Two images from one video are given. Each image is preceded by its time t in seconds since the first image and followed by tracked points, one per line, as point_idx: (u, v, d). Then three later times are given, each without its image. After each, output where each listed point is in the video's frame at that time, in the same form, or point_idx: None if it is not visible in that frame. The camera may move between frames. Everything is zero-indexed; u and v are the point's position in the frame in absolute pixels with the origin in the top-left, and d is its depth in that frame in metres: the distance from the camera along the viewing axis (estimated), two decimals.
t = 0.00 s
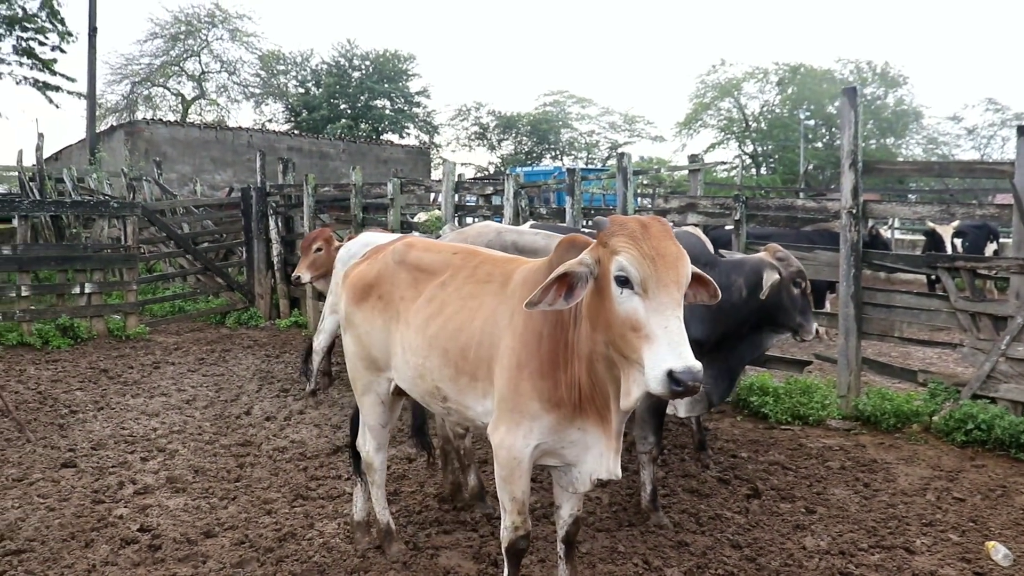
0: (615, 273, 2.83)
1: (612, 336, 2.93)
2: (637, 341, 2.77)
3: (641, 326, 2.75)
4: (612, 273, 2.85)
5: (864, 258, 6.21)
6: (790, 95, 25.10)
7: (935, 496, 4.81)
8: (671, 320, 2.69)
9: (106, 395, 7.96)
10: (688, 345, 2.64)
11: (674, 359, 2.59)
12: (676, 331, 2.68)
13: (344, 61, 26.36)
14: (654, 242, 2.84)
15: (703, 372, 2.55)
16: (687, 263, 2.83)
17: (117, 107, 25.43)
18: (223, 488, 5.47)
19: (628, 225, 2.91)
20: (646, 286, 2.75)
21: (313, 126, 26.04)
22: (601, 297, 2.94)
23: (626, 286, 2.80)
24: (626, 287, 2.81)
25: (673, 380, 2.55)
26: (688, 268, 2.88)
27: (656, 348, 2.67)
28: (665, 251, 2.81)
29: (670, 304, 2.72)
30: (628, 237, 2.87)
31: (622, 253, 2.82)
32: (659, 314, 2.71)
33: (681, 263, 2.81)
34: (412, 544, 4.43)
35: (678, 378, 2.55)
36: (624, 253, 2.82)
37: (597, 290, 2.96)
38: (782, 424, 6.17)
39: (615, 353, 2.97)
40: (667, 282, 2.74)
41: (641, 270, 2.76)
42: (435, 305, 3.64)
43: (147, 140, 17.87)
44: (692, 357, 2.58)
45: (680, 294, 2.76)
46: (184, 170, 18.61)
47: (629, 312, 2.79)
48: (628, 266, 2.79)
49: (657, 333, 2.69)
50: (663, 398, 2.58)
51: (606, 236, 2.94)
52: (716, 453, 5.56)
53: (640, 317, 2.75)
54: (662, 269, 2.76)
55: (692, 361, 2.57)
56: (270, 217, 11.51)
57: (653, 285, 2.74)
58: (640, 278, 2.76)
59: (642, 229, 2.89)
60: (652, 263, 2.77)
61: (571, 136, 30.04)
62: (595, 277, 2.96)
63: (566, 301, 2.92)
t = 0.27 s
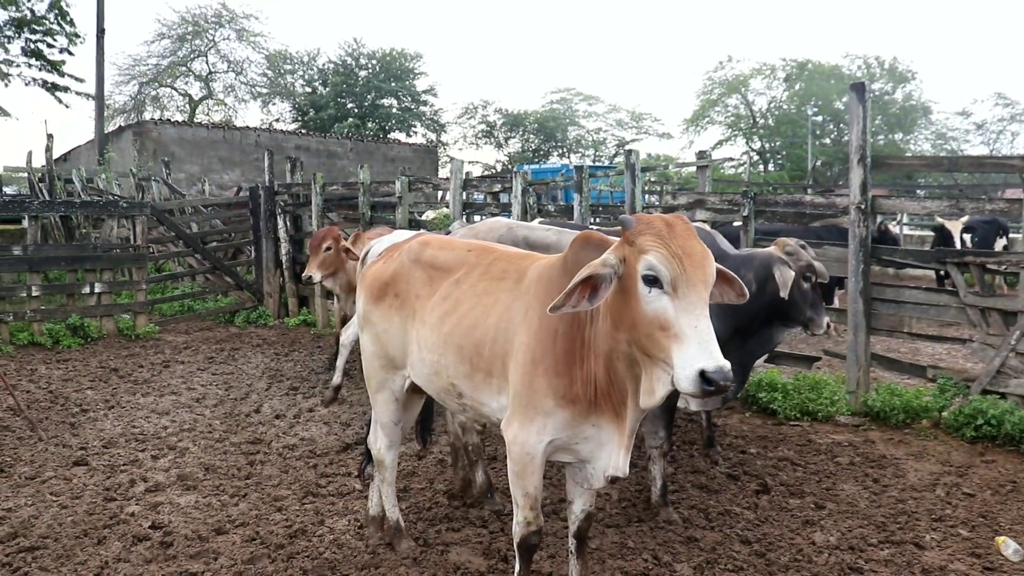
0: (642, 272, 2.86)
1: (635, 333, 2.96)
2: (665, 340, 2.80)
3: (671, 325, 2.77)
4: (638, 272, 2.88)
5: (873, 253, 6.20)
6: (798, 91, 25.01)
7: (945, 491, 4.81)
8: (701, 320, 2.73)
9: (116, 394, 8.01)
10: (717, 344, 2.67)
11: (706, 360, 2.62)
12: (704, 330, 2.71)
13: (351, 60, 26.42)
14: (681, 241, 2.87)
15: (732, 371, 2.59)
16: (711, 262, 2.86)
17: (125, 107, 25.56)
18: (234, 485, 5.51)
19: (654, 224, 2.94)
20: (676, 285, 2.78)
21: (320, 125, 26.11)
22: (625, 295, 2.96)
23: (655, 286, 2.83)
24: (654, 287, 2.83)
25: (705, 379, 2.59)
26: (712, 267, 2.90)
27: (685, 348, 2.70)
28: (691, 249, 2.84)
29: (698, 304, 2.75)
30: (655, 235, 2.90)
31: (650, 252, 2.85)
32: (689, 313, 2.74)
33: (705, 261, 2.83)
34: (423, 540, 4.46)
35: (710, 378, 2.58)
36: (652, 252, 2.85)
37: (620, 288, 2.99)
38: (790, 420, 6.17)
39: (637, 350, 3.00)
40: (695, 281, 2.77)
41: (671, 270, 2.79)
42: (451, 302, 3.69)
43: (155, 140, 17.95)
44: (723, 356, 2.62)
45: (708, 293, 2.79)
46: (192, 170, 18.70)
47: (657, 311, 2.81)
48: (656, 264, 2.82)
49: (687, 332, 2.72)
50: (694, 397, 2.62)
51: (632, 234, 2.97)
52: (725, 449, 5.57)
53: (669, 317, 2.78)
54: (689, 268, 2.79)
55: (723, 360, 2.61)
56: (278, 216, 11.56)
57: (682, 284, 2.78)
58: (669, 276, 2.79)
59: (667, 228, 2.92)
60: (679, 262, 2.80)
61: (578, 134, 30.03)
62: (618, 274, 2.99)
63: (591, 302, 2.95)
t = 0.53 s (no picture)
0: (654, 273, 2.85)
1: (643, 333, 2.96)
2: (677, 341, 2.80)
3: (682, 325, 2.77)
4: (649, 273, 2.87)
5: (871, 253, 6.21)
6: (797, 91, 25.03)
7: (942, 490, 4.82)
8: (714, 321, 2.73)
9: (115, 392, 8.01)
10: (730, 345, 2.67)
11: (720, 360, 2.62)
12: (718, 331, 2.71)
13: (350, 59, 26.40)
14: (690, 242, 2.87)
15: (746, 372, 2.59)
16: (720, 263, 2.87)
17: (124, 105, 25.55)
18: (232, 483, 5.51)
19: (664, 225, 2.94)
20: (689, 286, 2.78)
21: (320, 123, 26.10)
22: (634, 296, 2.96)
23: (666, 286, 2.83)
24: (665, 288, 2.83)
25: (720, 379, 2.59)
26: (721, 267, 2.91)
27: (698, 348, 2.71)
28: (699, 250, 2.84)
29: (710, 304, 2.76)
30: (665, 236, 2.90)
31: (663, 253, 2.85)
32: (702, 314, 2.75)
33: (715, 262, 2.84)
34: (421, 538, 4.46)
35: (724, 378, 2.59)
36: (664, 252, 2.85)
37: (630, 288, 2.98)
38: (788, 419, 6.18)
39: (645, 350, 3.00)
40: (707, 282, 2.78)
41: (683, 271, 2.79)
42: (451, 300, 3.69)
43: (154, 138, 17.94)
44: (736, 356, 2.63)
45: (718, 293, 2.80)
46: (191, 168, 18.69)
47: (669, 312, 2.81)
48: (667, 265, 2.82)
49: (700, 333, 2.72)
50: (708, 397, 2.62)
51: (642, 235, 2.96)
52: (723, 447, 5.58)
53: (681, 317, 2.78)
54: (700, 268, 2.79)
55: (736, 360, 2.62)
56: (277, 214, 11.56)
57: (694, 285, 2.78)
58: (681, 277, 2.79)
59: (676, 229, 2.92)
60: (691, 263, 2.80)
61: (577, 133, 30.03)
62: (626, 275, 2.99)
63: (610, 305, 2.89)
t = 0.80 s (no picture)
0: (649, 271, 2.85)
1: (639, 331, 2.96)
2: (672, 339, 2.80)
3: (679, 323, 2.77)
4: (644, 271, 2.87)
5: (865, 253, 6.23)
6: (792, 92, 25.08)
7: (935, 489, 4.83)
8: (710, 318, 2.73)
9: (108, 390, 7.98)
10: (725, 342, 2.67)
11: (717, 356, 2.62)
12: (714, 329, 2.71)
13: (346, 57, 26.36)
14: (685, 240, 2.87)
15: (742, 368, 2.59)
16: (716, 261, 2.87)
17: (118, 102, 25.47)
18: (226, 482, 5.50)
19: (659, 224, 2.93)
20: (684, 284, 2.78)
21: (315, 122, 26.05)
22: (629, 295, 2.96)
23: (662, 284, 2.82)
24: (662, 286, 2.82)
25: (717, 376, 2.59)
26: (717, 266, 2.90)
27: (694, 345, 2.71)
28: (695, 248, 2.84)
29: (705, 302, 2.75)
30: (661, 235, 2.90)
31: (657, 251, 2.85)
32: (698, 311, 2.74)
33: (710, 261, 2.83)
34: (416, 536, 4.46)
35: (722, 375, 2.59)
36: (658, 251, 2.85)
37: (625, 287, 2.99)
38: (782, 419, 6.19)
39: (640, 348, 3.00)
40: (702, 279, 2.78)
41: (680, 269, 2.78)
42: (446, 298, 3.70)
43: (149, 136, 17.89)
44: (733, 354, 2.63)
45: (714, 291, 2.79)
46: (185, 166, 18.64)
47: (665, 309, 2.81)
48: (663, 263, 2.81)
49: (696, 330, 2.72)
50: (706, 394, 2.62)
51: (637, 233, 2.96)
52: (716, 447, 5.59)
53: (678, 315, 2.77)
54: (695, 267, 2.79)
55: (734, 357, 2.62)
56: (273, 212, 11.54)
57: (690, 283, 2.78)
58: (675, 276, 2.79)
59: (671, 228, 2.92)
60: (686, 261, 2.80)
61: (572, 132, 30.04)
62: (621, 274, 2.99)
63: (600, 302, 2.91)
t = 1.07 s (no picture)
0: (639, 272, 2.86)
1: (629, 331, 2.96)
2: (662, 339, 2.80)
3: (668, 323, 2.78)
4: (635, 272, 2.88)
5: (858, 253, 6.25)
6: (784, 92, 25.16)
7: (926, 488, 4.85)
8: (698, 319, 2.73)
9: (100, 390, 7.94)
10: (714, 343, 2.67)
11: (704, 356, 2.62)
12: (702, 330, 2.71)
13: (339, 57, 26.31)
14: (676, 240, 2.87)
15: (729, 369, 2.59)
16: (706, 262, 2.87)
17: (110, 102, 25.36)
18: (219, 482, 5.48)
19: (649, 224, 2.93)
20: (673, 285, 2.78)
21: (307, 121, 26.01)
22: (620, 294, 2.97)
23: (651, 285, 2.83)
24: (650, 286, 2.84)
25: (704, 377, 2.59)
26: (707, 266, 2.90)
27: (683, 345, 2.71)
28: (685, 248, 2.84)
29: (694, 302, 2.75)
30: (651, 235, 2.90)
31: (646, 252, 2.85)
32: (686, 312, 2.74)
33: (700, 263, 2.83)
34: (410, 536, 4.45)
35: (709, 375, 2.59)
36: (648, 252, 2.85)
37: (617, 288, 2.99)
38: (775, 419, 6.21)
39: (631, 348, 3.00)
40: (691, 279, 2.78)
41: (668, 269, 2.79)
42: (441, 298, 3.69)
43: (141, 135, 17.83)
44: (721, 354, 2.63)
45: (704, 292, 2.79)
46: (178, 166, 18.58)
47: (654, 310, 2.81)
48: (653, 264, 2.82)
49: (685, 330, 2.72)
50: (693, 394, 2.62)
51: (628, 234, 2.96)
52: (710, 446, 5.60)
53: (667, 315, 2.78)
54: (685, 267, 2.79)
55: (721, 358, 2.62)
56: (266, 212, 11.52)
57: (679, 284, 2.78)
58: (665, 277, 2.79)
59: (662, 228, 2.91)
60: (675, 261, 2.80)
61: (565, 132, 30.05)
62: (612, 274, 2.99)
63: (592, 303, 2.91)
